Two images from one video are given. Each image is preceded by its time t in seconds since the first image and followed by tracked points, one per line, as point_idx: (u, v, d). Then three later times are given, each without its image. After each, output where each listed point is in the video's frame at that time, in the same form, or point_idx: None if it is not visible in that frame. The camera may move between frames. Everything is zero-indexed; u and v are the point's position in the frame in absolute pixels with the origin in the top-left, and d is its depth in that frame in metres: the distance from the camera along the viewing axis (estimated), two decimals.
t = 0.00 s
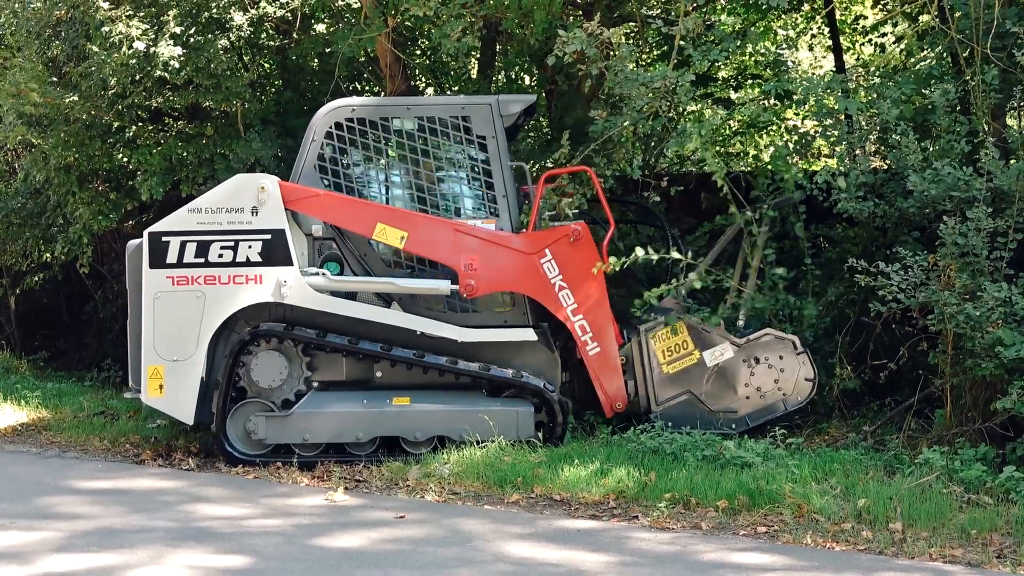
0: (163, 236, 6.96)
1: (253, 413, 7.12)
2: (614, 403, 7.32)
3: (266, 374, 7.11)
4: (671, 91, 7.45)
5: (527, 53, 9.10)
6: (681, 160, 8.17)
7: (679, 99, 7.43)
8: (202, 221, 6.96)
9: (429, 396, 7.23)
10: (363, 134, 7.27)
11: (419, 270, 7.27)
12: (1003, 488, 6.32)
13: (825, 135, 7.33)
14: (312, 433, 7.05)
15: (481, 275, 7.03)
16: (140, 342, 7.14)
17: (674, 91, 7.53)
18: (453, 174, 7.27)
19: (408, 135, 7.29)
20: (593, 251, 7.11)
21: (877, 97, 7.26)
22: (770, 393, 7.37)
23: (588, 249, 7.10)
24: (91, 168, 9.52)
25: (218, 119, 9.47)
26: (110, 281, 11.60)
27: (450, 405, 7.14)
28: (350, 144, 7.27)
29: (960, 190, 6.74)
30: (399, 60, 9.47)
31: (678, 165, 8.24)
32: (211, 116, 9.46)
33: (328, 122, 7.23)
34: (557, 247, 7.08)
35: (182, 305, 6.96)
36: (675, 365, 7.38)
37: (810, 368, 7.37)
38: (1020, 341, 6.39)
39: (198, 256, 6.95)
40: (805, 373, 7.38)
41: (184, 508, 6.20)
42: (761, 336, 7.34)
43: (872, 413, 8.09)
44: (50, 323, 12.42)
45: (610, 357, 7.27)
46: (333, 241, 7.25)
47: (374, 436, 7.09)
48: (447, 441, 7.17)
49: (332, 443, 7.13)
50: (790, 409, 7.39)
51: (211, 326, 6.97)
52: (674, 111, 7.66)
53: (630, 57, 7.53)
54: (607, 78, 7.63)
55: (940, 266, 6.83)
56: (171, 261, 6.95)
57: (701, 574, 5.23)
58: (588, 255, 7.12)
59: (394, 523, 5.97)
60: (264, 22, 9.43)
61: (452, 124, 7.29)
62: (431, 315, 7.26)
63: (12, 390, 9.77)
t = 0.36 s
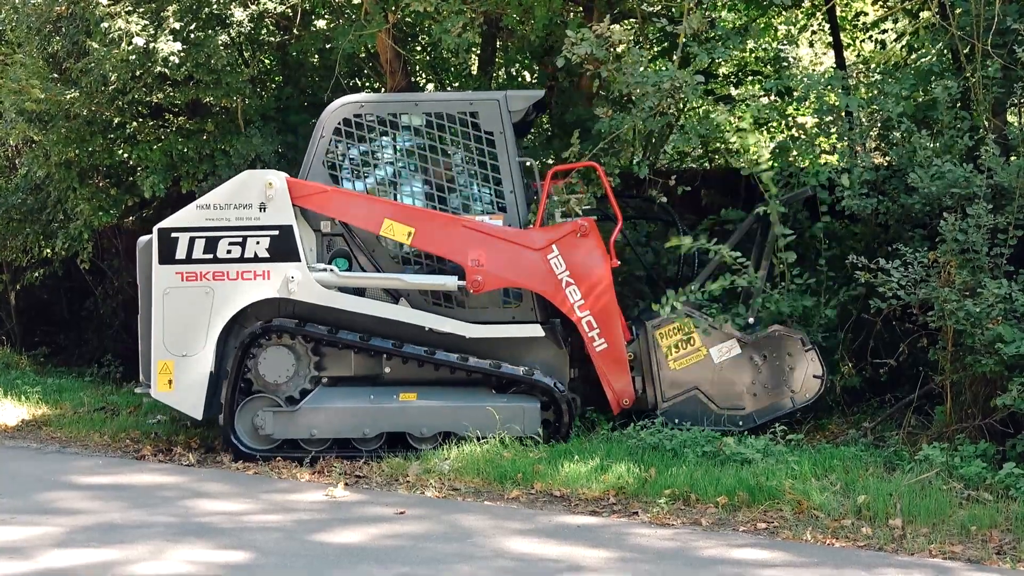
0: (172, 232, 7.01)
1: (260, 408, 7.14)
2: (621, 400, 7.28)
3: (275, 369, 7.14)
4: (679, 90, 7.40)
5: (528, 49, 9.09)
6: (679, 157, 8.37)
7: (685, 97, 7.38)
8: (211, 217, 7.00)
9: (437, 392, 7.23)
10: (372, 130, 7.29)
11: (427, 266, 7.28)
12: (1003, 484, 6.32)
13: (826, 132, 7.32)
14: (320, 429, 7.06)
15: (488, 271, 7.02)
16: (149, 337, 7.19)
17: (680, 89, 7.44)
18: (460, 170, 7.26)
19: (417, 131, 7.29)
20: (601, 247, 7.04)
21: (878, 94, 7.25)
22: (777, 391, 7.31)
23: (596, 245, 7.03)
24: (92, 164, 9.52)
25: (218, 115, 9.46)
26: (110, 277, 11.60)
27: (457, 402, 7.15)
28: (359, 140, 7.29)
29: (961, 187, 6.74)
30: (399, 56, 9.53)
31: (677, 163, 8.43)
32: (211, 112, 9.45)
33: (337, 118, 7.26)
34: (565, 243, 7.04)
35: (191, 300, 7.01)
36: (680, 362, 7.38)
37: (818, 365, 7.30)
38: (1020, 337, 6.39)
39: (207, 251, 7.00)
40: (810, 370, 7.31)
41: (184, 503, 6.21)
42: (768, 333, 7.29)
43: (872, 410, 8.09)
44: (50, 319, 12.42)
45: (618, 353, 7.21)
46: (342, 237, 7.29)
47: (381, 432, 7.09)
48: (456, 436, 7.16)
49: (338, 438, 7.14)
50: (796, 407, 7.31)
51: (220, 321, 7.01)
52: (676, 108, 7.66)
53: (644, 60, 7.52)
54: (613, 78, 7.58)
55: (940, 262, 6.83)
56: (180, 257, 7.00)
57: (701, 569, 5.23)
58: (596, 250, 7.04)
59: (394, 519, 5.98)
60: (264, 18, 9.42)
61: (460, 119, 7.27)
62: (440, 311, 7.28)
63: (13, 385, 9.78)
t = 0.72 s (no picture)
0: (182, 226, 7.11)
1: (267, 402, 7.23)
2: (627, 397, 7.22)
3: (282, 363, 7.22)
4: (685, 87, 7.37)
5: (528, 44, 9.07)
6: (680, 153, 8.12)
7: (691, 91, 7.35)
8: (219, 212, 7.10)
9: (441, 387, 7.25)
10: (380, 125, 7.31)
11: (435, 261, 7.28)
12: (1001, 479, 6.33)
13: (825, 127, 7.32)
14: (325, 423, 7.12)
15: (494, 266, 7.03)
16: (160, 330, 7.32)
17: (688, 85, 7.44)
18: (466, 165, 7.25)
19: (425, 126, 7.29)
20: (606, 242, 6.99)
21: (879, 89, 7.24)
22: (784, 388, 7.24)
23: (601, 239, 6.98)
24: (91, 158, 9.51)
25: (218, 109, 9.45)
26: (110, 272, 11.60)
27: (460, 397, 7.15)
28: (367, 135, 7.31)
29: (960, 182, 6.74)
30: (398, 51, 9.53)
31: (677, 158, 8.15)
32: (211, 107, 9.44)
33: (346, 113, 7.28)
34: (570, 237, 7.00)
35: (200, 295, 7.12)
36: (686, 358, 7.27)
37: (826, 363, 7.19)
38: (1019, 333, 6.40)
39: (215, 246, 7.10)
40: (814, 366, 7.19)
41: (183, 498, 6.22)
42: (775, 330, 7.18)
43: (871, 405, 8.10)
44: (50, 313, 12.42)
45: (624, 349, 7.16)
46: (351, 232, 7.33)
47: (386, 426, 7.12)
48: (461, 430, 7.16)
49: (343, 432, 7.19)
50: (801, 404, 7.23)
51: (228, 316, 7.12)
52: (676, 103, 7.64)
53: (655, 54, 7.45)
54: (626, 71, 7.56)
55: (939, 257, 6.82)
56: (190, 251, 7.11)
57: (699, 564, 5.24)
58: (601, 246, 7.00)
59: (393, 513, 5.99)
60: (264, 12, 9.41)
61: (468, 115, 7.25)
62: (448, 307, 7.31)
63: (12, 380, 9.78)
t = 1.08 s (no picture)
0: (185, 221, 7.12)
1: (268, 396, 7.27)
2: (626, 393, 7.24)
3: (283, 358, 7.23)
4: (683, 81, 7.37)
5: (525, 38, 9.07)
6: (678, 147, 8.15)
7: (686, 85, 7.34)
8: (222, 207, 7.11)
9: (441, 382, 7.24)
10: (383, 121, 7.31)
11: (437, 256, 7.33)
12: (998, 475, 6.34)
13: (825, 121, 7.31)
14: (325, 417, 7.14)
15: (494, 262, 7.04)
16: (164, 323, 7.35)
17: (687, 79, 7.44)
18: (467, 161, 7.23)
19: (427, 122, 7.27)
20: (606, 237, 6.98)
21: (877, 84, 7.24)
22: (782, 385, 7.15)
23: (601, 235, 6.97)
24: (88, 153, 9.50)
25: (216, 104, 9.44)
26: (107, 267, 11.59)
27: (460, 392, 7.14)
28: (369, 130, 7.32)
29: (957, 178, 6.75)
30: (396, 46, 9.52)
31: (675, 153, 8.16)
32: (208, 102, 9.43)
33: (349, 109, 7.31)
34: (569, 233, 6.99)
35: (203, 289, 7.14)
36: (684, 356, 7.17)
37: (825, 360, 7.10)
38: (1016, 328, 6.40)
39: (218, 240, 7.11)
40: (813, 364, 7.11)
41: (181, 493, 6.22)
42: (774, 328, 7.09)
43: (868, 401, 8.09)
44: (48, 308, 12.37)
45: (623, 344, 7.17)
46: (353, 228, 7.39)
47: (385, 421, 7.13)
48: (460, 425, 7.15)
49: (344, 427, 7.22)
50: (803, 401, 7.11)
51: (230, 310, 7.14)
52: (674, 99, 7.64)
53: (649, 51, 7.44)
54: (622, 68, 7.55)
55: (936, 253, 6.82)
56: (193, 246, 7.12)
57: (696, 560, 5.25)
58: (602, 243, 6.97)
59: (391, 509, 5.99)
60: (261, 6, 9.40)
61: (470, 110, 7.22)
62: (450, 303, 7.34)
63: (9, 375, 9.77)
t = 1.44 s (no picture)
0: (179, 216, 7.14)
1: (261, 391, 7.28)
2: (618, 390, 7.21)
3: (276, 353, 7.23)
4: (676, 78, 7.39)
5: (520, 35, 9.04)
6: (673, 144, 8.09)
7: (665, 81, 7.41)
8: (216, 202, 7.12)
9: (433, 378, 7.25)
10: (377, 116, 7.31)
11: (430, 252, 7.36)
12: (992, 473, 6.35)
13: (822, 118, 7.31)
14: (318, 413, 7.18)
15: (487, 257, 7.04)
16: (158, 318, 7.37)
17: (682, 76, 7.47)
18: (461, 157, 7.23)
19: (421, 117, 7.28)
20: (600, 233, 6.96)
21: (873, 81, 7.24)
22: (775, 382, 7.15)
23: (594, 231, 6.95)
24: (82, 147, 9.49)
25: (211, 99, 9.44)
26: (101, 262, 11.58)
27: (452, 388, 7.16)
28: (363, 125, 7.32)
29: (952, 176, 6.77)
30: (392, 42, 9.49)
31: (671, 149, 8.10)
32: (203, 96, 9.42)
33: (343, 104, 7.30)
34: (562, 229, 6.97)
35: (196, 284, 7.15)
36: (677, 352, 7.16)
37: (818, 357, 7.09)
38: (1010, 327, 6.38)
39: (212, 236, 7.13)
40: (805, 361, 7.10)
41: (175, 488, 6.22)
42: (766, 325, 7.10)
43: (862, 399, 8.08)
44: (41, 302, 12.38)
45: (616, 341, 7.15)
46: (346, 224, 7.42)
47: (377, 416, 7.16)
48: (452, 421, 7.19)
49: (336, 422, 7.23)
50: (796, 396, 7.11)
51: (222, 306, 7.15)
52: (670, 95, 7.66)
53: (645, 45, 7.44)
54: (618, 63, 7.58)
55: (931, 251, 6.81)
56: (187, 241, 7.14)
57: (690, 557, 5.25)
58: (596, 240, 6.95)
59: (385, 504, 6.00)
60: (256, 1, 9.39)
61: (464, 106, 7.22)
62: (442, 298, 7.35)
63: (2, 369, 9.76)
